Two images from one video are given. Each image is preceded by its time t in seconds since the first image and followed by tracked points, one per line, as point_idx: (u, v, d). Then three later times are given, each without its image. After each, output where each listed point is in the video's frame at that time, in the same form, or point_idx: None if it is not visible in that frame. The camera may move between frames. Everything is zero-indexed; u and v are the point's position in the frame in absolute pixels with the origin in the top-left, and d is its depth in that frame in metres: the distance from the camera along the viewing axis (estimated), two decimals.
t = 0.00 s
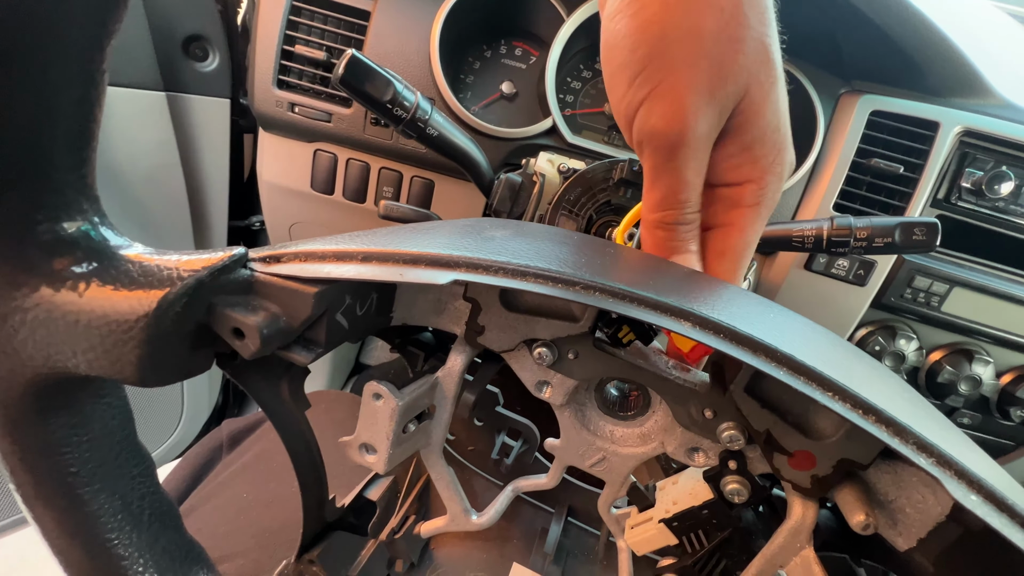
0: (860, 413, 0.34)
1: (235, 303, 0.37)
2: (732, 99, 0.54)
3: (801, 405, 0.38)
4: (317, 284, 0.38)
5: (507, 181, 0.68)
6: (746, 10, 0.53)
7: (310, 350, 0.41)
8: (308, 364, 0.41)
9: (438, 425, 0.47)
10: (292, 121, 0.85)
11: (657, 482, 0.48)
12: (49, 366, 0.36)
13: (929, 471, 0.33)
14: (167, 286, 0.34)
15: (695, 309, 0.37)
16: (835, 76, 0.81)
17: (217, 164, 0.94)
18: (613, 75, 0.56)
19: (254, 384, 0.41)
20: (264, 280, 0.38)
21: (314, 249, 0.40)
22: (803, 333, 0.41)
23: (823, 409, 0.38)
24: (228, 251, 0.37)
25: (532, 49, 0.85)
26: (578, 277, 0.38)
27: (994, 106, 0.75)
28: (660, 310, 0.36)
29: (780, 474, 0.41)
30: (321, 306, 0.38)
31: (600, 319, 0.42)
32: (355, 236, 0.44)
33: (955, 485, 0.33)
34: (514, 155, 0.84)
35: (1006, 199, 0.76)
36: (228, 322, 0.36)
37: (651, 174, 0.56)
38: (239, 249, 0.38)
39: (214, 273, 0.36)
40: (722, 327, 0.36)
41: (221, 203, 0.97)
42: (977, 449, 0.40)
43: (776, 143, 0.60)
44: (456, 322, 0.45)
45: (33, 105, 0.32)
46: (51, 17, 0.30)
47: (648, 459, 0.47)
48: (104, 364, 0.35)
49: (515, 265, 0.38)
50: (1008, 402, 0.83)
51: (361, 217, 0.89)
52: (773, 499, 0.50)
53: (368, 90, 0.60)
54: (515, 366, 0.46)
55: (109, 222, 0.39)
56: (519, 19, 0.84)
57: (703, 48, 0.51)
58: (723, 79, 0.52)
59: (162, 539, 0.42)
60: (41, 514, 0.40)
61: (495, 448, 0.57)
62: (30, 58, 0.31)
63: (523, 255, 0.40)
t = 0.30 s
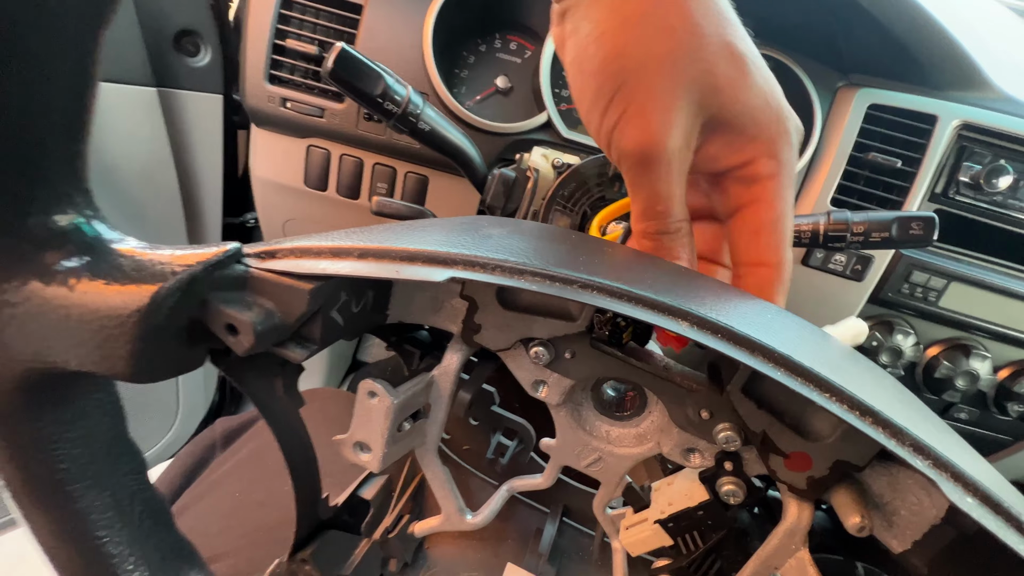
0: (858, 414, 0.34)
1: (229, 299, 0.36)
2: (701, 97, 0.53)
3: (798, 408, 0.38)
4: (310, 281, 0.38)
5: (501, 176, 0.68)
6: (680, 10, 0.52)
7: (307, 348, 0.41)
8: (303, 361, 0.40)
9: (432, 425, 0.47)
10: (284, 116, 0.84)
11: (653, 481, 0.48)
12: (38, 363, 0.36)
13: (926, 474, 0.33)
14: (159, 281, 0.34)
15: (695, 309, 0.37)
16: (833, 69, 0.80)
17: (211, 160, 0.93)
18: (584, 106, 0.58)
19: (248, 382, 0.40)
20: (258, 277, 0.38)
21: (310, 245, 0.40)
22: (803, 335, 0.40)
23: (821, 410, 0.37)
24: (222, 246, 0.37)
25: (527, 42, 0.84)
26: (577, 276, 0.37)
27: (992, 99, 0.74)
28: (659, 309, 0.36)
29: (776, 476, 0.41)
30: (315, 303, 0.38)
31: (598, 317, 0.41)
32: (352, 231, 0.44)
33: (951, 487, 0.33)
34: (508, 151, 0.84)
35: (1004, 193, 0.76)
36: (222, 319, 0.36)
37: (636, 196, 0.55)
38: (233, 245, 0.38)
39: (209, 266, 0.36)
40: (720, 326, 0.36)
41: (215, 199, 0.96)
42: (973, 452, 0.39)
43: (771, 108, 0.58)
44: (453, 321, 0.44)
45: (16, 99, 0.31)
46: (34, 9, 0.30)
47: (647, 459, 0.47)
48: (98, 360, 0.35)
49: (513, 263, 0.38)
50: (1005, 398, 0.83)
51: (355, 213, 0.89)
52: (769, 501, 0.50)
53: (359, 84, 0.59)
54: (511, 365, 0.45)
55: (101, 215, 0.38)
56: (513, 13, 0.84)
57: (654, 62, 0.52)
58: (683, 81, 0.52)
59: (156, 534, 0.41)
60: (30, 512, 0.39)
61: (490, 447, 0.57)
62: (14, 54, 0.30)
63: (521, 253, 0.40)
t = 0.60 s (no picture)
0: (857, 405, 0.34)
1: (226, 299, 0.37)
2: (657, 109, 0.49)
3: (799, 400, 0.38)
4: (308, 280, 0.38)
5: (502, 174, 0.67)
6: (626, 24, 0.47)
7: (304, 346, 0.41)
8: (301, 359, 0.41)
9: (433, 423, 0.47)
10: (283, 116, 0.84)
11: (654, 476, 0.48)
12: (37, 364, 0.36)
13: (927, 464, 0.33)
14: (156, 281, 0.34)
15: (693, 302, 0.37)
16: (831, 67, 0.80)
17: (210, 160, 0.93)
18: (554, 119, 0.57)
19: (246, 381, 0.40)
20: (255, 276, 0.38)
21: (307, 244, 0.40)
22: (801, 326, 0.41)
23: (821, 402, 0.38)
24: (218, 246, 0.38)
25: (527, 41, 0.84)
26: (575, 271, 0.38)
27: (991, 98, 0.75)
28: (657, 303, 0.36)
29: (777, 468, 0.41)
30: (313, 301, 0.38)
31: (596, 313, 0.42)
32: (349, 230, 0.44)
33: (952, 477, 0.33)
34: (508, 150, 0.84)
35: (1002, 190, 0.76)
36: (217, 319, 0.36)
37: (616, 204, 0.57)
38: (229, 245, 0.39)
39: (205, 268, 0.36)
40: (718, 319, 0.36)
41: (214, 198, 0.96)
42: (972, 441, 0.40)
43: (743, 100, 0.50)
44: (452, 318, 0.44)
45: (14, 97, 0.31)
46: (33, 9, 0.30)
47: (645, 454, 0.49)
48: (96, 363, 0.35)
49: (510, 258, 0.38)
50: (1002, 393, 0.83)
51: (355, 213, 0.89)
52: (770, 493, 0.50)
53: (361, 84, 0.59)
54: (511, 361, 0.46)
55: (95, 216, 0.38)
56: (512, 12, 0.83)
57: (598, 84, 0.48)
58: (635, 98, 0.48)
59: (157, 534, 0.41)
60: (31, 513, 0.39)
61: (491, 444, 0.57)
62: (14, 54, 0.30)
63: (519, 249, 0.40)
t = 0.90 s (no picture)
0: (853, 412, 0.34)
1: (222, 304, 0.36)
2: (628, 127, 0.49)
3: (795, 405, 0.38)
4: (306, 285, 0.38)
5: (497, 172, 0.67)
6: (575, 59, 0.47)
7: (301, 350, 0.41)
8: (299, 364, 0.41)
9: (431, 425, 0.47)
10: (277, 113, 0.84)
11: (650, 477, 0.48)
12: (31, 370, 0.36)
13: (921, 470, 0.33)
14: (151, 286, 0.34)
15: (692, 308, 0.37)
16: (828, 63, 0.80)
17: (205, 157, 0.92)
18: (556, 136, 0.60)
19: (243, 385, 0.40)
20: (253, 280, 0.38)
21: (304, 248, 0.40)
22: (798, 332, 0.41)
23: (816, 407, 0.38)
24: (213, 251, 0.37)
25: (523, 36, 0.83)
26: (573, 277, 0.38)
27: (987, 93, 0.75)
28: (656, 310, 0.36)
29: (772, 471, 0.41)
30: (310, 305, 0.39)
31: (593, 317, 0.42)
32: (347, 233, 0.44)
33: (946, 483, 0.33)
34: (505, 146, 0.84)
35: (998, 186, 0.76)
36: (215, 323, 0.36)
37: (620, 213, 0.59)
38: (225, 249, 0.38)
39: (200, 274, 0.36)
40: (716, 326, 0.36)
41: (208, 195, 0.95)
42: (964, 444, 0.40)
43: (722, 88, 0.47)
44: (450, 321, 0.45)
45: (3, 103, 0.31)
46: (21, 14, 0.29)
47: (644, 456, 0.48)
48: (90, 370, 0.35)
49: (506, 264, 0.38)
50: (997, 388, 0.84)
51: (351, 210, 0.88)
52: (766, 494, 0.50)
53: (353, 81, 0.59)
54: (509, 365, 0.46)
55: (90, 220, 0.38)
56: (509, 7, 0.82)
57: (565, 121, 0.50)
58: (603, 121, 0.49)
59: (153, 538, 0.42)
60: (26, 519, 0.39)
61: (489, 446, 0.57)
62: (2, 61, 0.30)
63: (518, 255, 0.40)
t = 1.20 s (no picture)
0: (854, 412, 0.35)
1: (213, 305, 0.36)
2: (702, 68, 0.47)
3: (794, 404, 0.38)
4: (300, 284, 0.37)
5: (493, 168, 0.68)
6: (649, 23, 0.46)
7: (294, 351, 0.40)
8: (293, 366, 0.40)
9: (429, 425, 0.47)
10: (267, 106, 0.82)
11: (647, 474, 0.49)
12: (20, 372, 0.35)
13: (922, 469, 0.33)
14: (139, 288, 0.33)
15: (691, 307, 0.36)
16: (824, 56, 0.79)
17: (193, 151, 0.91)
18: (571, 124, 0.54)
19: (237, 386, 0.39)
20: (244, 281, 0.37)
21: (296, 247, 0.39)
22: (797, 330, 0.41)
23: (816, 406, 0.38)
24: (204, 251, 0.37)
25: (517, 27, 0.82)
26: (572, 275, 0.37)
27: (981, 87, 0.75)
28: (655, 309, 0.36)
29: (771, 469, 0.41)
30: (303, 306, 0.37)
31: (591, 317, 0.41)
32: (341, 232, 0.43)
33: (948, 483, 0.34)
34: (500, 141, 0.83)
35: (992, 179, 0.76)
36: (207, 325, 0.35)
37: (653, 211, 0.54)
38: (214, 249, 0.38)
39: (189, 274, 0.35)
40: (717, 325, 0.36)
41: (198, 189, 0.94)
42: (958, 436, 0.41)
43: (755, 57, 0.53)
44: (446, 319, 0.44)
45: None
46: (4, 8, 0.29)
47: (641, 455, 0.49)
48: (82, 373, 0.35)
49: (504, 263, 0.37)
50: (988, 380, 0.84)
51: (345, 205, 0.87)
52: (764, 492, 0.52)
53: (345, 74, 0.58)
54: (506, 363, 0.45)
55: (75, 219, 0.38)
56: None
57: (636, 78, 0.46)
58: (676, 57, 0.46)
59: (149, 541, 0.40)
60: (17, 524, 0.38)
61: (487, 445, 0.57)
62: None
63: (514, 254, 0.40)
